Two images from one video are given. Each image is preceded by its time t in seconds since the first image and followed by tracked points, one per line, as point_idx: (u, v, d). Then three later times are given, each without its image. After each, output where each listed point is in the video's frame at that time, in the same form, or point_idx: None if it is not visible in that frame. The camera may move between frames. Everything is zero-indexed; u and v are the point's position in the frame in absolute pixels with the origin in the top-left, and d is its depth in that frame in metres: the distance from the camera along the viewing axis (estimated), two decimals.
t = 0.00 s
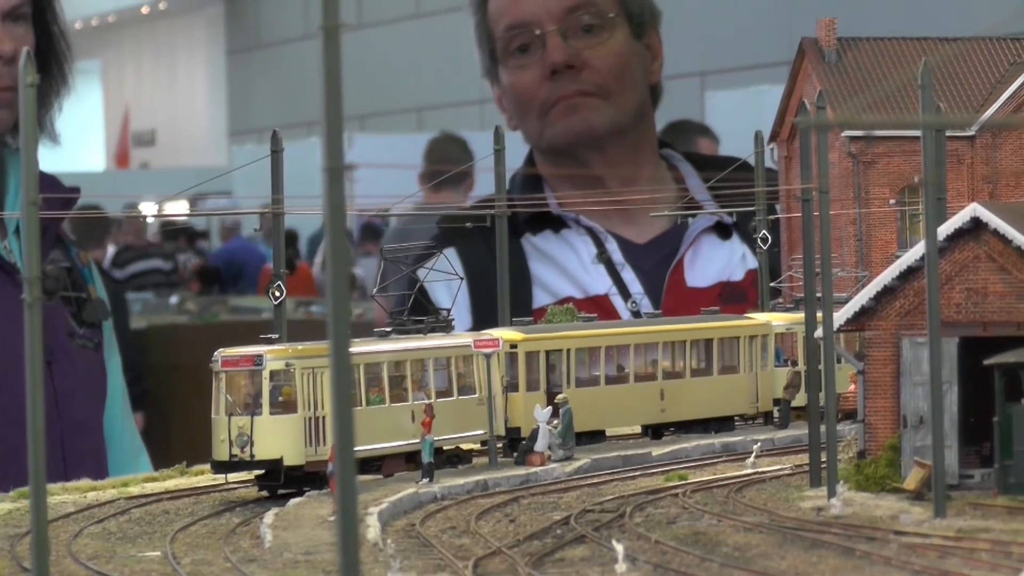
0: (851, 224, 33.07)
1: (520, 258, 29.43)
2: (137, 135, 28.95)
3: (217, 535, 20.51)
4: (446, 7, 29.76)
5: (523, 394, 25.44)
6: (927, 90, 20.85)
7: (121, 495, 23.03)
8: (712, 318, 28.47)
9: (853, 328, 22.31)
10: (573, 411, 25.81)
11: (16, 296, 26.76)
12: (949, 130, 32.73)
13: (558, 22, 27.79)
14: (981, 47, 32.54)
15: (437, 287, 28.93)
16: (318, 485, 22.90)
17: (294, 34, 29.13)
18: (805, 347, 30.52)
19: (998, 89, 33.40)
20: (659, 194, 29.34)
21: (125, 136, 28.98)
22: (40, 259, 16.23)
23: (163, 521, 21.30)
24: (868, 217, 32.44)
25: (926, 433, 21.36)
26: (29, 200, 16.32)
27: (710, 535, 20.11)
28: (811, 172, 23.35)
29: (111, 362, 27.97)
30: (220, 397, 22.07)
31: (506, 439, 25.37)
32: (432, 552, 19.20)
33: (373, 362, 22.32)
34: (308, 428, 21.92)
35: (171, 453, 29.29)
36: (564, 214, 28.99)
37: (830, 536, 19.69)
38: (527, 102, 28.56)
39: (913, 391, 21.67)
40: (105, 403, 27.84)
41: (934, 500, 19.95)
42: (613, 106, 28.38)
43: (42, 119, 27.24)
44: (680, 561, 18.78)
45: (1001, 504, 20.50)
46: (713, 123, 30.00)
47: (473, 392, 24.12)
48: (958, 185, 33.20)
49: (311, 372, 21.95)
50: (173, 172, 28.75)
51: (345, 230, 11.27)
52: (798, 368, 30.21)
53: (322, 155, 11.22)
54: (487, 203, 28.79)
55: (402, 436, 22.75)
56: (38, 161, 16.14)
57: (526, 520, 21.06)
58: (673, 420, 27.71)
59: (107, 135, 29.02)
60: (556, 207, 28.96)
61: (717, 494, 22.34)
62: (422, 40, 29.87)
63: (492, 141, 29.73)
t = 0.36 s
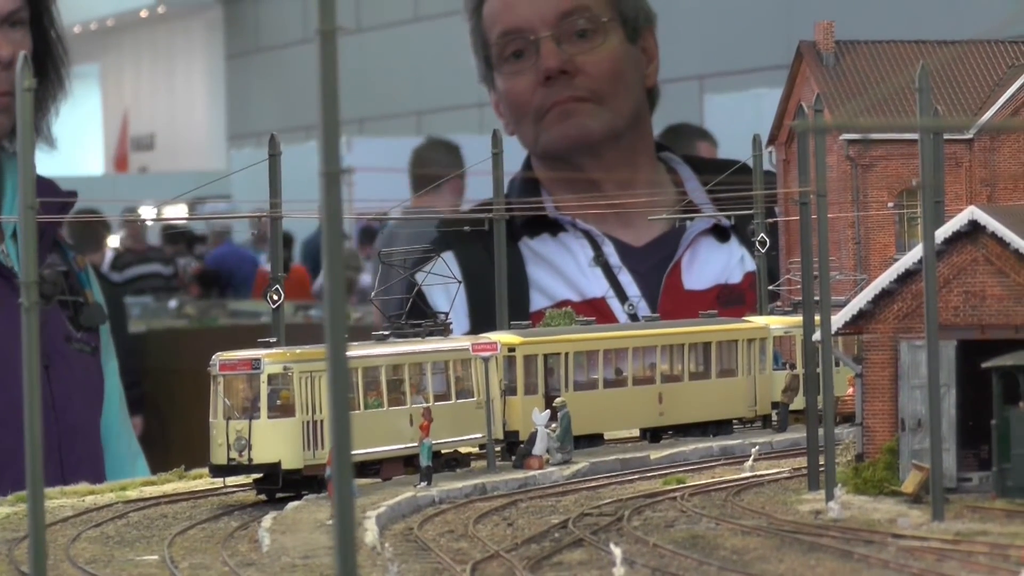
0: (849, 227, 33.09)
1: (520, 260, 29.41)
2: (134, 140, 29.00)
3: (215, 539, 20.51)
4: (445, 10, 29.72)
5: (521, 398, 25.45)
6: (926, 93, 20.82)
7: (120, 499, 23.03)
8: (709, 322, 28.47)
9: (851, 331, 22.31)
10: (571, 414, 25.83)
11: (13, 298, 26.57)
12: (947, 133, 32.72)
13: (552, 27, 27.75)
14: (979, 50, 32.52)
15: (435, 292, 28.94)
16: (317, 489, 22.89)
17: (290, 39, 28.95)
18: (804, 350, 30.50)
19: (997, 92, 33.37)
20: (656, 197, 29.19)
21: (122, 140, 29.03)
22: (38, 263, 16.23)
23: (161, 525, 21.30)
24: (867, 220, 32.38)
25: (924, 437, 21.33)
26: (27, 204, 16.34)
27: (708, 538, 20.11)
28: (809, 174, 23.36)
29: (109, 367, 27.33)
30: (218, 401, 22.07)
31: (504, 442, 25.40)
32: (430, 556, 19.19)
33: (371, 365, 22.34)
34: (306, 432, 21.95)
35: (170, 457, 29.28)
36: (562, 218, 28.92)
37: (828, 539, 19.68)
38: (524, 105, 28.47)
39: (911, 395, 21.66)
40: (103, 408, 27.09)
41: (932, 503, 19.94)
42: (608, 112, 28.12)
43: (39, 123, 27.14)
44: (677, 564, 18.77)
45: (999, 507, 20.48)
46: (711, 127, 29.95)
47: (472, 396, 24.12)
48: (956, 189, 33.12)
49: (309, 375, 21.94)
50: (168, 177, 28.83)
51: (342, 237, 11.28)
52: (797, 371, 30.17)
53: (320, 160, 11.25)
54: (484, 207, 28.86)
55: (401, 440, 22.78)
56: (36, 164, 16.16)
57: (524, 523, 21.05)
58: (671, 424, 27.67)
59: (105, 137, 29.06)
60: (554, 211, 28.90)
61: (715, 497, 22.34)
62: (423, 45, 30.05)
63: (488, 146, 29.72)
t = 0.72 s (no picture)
0: (848, 229, 33.18)
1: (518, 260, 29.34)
2: (132, 141, 29.08)
3: (212, 538, 20.49)
4: (445, 11, 29.70)
5: (519, 398, 25.45)
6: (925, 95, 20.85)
7: (117, 499, 22.99)
8: (706, 323, 28.47)
9: (849, 333, 22.34)
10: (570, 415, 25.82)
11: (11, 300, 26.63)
12: (945, 135, 32.79)
13: (553, 30, 27.86)
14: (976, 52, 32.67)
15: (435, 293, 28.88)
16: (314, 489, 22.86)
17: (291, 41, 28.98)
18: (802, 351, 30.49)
19: (996, 94, 33.45)
20: (656, 198, 29.27)
21: (120, 140, 29.03)
22: (37, 262, 16.21)
23: (159, 525, 21.28)
24: (866, 223, 32.82)
25: (923, 439, 21.31)
26: (27, 203, 16.29)
27: (706, 539, 20.10)
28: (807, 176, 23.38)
29: (105, 369, 27.67)
30: (216, 401, 22.06)
31: (502, 443, 25.40)
32: (428, 557, 19.17)
33: (369, 366, 22.34)
34: (305, 432, 21.93)
35: (168, 458, 29.27)
36: (562, 219, 28.90)
37: (826, 540, 19.67)
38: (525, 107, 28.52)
39: (911, 396, 21.64)
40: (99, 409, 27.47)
41: (930, 504, 19.92)
42: (609, 114, 28.23)
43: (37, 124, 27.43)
44: (676, 565, 18.75)
45: (997, 509, 20.48)
46: (710, 129, 29.97)
47: (470, 397, 24.13)
48: (955, 191, 33.23)
49: (307, 375, 21.94)
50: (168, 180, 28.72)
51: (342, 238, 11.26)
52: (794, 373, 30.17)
53: (320, 158, 11.22)
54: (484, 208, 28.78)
55: (398, 441, 22.76)
56: (35, 163, 16.14)
57: (522, 524, 21.05)
58: (668, 426, 27.62)
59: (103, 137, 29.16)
60: (554, 212, 28.80)
61: (714, 498, 22.34)
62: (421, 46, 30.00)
63: (486, 148, 29.87)
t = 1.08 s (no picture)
0: (842, 230, 32.80)
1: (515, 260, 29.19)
2: (128, 144, 28.00)
3: (205, 537, 20.47)
4: (444, 14, 29.61)
5: (512, 398, 25.46)
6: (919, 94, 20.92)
7: (110, 498, 22.96)
8: (701, 325, 28.39)
9: (843, 333, 22.32)
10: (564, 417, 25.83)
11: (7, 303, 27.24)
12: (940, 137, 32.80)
13: (556, 32, 28.22)
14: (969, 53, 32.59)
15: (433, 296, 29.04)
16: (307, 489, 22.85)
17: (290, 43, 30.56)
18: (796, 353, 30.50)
19: (991, 95, 33.19)
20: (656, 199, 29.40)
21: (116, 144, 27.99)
22: (30, 259, 16.19)
23: (151, 524, 21.25)
24: (860, 223, 32.47)
25: (916, 439, 21.33)
26: (19, 200, 16.21)
27: (699, 539, 20.08)
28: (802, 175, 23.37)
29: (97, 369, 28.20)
30: (210, 400, 22.14)
31: (496, 444, 25.43)
32: (420, 556, 19.13)
33: (363, 365, 22.35)
34: (298, 432, 21.95)
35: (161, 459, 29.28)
36: (562, 221, 29.08)
37: (819, 540, 19.63)
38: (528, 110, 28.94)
39: (904, 397, 21.66)
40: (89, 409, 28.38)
41: (923, 504, 19.86)
42: (611, 116, 28.61)
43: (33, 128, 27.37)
44: (668, 565, 18.69)
45: (990, 509, 20.44)
46: (706, 131, 29.98)
47: (464, 397, 24.17)
48: (951, 193, 33.09)
49: (300, 374, 21.95)
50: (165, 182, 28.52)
51: (333, 234, 11.24)
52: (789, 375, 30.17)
53: (311, 153, 11.17)
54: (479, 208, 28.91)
55: (391, 440, 22.80)
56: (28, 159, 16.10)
57: (515, 524, 21.02)
58: (661, 427, 27.56)
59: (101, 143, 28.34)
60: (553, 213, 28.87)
61: (707, 498, 22.33)
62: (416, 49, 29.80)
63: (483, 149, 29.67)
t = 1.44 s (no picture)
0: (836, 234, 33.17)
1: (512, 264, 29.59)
2: (125, 147, 27.76)
3: (196, 540, 20.48)
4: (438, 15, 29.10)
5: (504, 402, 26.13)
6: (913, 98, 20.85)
7: (102, 501, 22.97)
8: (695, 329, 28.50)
9: (834, 336, 22.35)
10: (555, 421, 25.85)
11: None
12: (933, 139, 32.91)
13: (555, 35, 27.82)
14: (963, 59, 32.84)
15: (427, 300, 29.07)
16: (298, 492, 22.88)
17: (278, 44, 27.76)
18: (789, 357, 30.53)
19: (985, 98, 33.80)
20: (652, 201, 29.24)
21: (111, 147, 27.65)
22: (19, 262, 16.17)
23: (142, 527, 21.26)
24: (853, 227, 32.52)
25: (908, 443, 21.33)
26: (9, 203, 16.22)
27: (690, 542, 20.08)
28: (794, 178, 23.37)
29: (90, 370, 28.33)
30: (201, 403, 22.18)
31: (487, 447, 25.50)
32: (411, 558, 19.11)
33: (354, 369, 22.36)
34: (289, 435, 21.96)
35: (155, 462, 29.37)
36: (557, 224, 28.97)
37: (810, 543, 19.62)
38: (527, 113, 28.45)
39: (895, 400, 21.64)
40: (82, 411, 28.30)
41: (914, 507, 19.82)
42: (611, 119, 28.13)
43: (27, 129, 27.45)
44: (659, 568, 18.67)
45: (981, 513, 20.41)
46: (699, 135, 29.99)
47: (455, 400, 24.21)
48: (942, 197, 33.21)
49: (291, 377, 21.99)
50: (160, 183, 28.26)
51: (322, 238, 11.13)
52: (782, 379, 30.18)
53: (299, 157, 11.15)
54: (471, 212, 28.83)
55: (383, 444, 22.82)
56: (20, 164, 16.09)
57: (506, 527, 21.02)
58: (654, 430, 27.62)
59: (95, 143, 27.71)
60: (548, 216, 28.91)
61: (698, 502, 22.34)
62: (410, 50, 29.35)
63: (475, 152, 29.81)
